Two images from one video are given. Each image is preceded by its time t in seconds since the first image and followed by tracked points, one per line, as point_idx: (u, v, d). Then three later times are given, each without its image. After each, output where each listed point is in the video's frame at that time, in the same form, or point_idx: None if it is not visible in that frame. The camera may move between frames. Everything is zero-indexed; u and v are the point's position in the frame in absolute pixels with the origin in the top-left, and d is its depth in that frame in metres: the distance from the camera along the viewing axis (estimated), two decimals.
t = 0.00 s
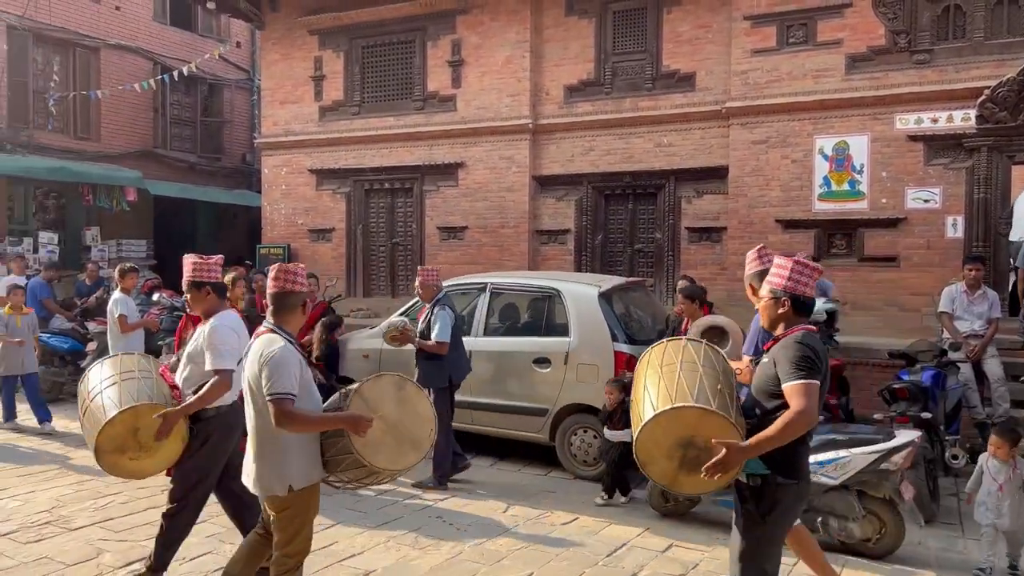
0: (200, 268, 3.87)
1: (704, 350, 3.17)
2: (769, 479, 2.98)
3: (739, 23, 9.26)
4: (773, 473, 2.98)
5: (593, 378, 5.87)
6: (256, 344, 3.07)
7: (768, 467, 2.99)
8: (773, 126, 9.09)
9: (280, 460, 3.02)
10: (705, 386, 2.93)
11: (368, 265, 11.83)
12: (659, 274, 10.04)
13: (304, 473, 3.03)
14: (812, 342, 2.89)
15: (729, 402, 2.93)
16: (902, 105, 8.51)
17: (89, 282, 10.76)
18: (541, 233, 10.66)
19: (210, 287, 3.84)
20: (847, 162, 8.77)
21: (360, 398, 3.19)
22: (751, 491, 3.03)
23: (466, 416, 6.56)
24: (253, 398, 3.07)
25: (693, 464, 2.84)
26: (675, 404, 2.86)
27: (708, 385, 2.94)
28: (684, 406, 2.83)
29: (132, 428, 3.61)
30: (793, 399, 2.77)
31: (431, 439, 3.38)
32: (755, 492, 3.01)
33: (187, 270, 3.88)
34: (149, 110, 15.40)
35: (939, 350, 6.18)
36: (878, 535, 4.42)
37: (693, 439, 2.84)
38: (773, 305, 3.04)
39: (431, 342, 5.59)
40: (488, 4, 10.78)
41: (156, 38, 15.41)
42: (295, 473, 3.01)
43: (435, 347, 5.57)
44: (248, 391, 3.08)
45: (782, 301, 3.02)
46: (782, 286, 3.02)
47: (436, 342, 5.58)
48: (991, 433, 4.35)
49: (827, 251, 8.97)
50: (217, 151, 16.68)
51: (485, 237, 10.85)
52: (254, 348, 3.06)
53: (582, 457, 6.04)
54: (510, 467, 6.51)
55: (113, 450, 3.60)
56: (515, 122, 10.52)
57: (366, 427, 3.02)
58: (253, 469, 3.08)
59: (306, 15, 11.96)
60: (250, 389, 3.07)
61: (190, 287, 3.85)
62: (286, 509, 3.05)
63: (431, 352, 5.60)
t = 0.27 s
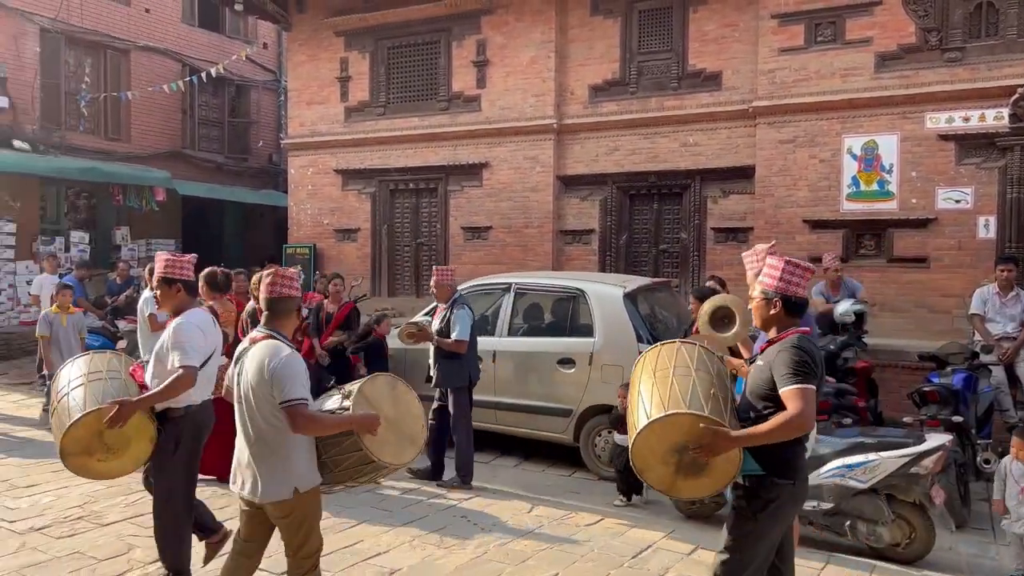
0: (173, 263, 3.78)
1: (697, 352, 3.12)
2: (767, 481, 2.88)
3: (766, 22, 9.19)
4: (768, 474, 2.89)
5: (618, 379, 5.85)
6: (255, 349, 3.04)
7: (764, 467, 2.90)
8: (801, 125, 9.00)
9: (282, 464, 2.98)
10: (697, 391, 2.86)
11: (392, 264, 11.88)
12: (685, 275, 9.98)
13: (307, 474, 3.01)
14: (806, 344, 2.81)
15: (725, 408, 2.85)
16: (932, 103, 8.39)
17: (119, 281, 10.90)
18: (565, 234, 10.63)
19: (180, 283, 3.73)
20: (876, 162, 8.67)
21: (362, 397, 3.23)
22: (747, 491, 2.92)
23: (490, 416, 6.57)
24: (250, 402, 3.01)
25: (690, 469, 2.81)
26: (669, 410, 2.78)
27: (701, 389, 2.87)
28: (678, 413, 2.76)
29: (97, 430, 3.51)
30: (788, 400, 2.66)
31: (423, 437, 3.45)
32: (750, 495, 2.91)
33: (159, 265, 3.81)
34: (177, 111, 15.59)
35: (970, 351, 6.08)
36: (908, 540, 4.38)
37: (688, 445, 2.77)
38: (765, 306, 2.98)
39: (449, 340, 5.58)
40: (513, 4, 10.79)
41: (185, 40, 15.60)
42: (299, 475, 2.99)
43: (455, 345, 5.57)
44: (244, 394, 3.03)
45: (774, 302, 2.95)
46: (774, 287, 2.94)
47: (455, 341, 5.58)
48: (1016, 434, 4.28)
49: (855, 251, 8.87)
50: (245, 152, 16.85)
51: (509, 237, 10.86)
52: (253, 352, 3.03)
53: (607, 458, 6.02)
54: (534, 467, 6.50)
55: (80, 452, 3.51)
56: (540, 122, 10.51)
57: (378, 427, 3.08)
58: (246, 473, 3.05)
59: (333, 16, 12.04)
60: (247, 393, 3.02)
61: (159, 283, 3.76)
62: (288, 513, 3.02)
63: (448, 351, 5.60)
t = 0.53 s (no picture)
0: (170, 269, 3.80)
1: (701, 352, 3.10)
2: (761, 489, 2.84)
3: (820, 16, 9.01)
4: (761, 482, 2.85)
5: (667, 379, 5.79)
6: (289, 348, 3.02)
7: (760, 476, 2.86)
8: (856, 121, 8.81)
9: (320, 460, 2.99)
10: (697, 400, 2.81)
11: (441, 264, 11.96)
12: (735, 274, 9.84)
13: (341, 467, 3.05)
14: (813, 356, 2.76)
15: (725, 418, 2.80)
16: (995, 97, 8.13)
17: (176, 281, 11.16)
18: (613, 232, 10.57)
19: (172, 286, 3.74)
20: (934, 158, 8.44)
21: (371, 395, 3.40)
22: (743, 500, 2.90)
23: (537, 416, 6.55)
24: (287, 400, 2.97)
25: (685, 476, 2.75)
26: (664, 421, 2.75)
27: (701, 398, 2.81)
28: (673, 424, 2.71)
29: (88, 434, 3.65)
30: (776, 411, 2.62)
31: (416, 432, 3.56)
32: (746, 503, 2.88)
33: (156, 269, 3.82)
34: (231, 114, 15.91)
35: None
36: (970, 547, 4.24)
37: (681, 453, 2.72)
38: (776, 312, 2.91)
39: (489, 335, 5.62)
40: (561, 3, 10.76)
41: (238, 44, 15.90)
42: (335, 468, 3.03)
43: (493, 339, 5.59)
44: (282, 394, 2.98)
45: (784, 308, 2.89)
46: (786, 292, 2.89)
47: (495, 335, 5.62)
48: None
49: (912, 250, 8.65)
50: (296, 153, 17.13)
51: (556, 236, 10.84)
52: (291, 351, 3.00)
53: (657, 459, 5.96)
54: (582, 467, 6.47)
55: (74, 456, 3.66)
56: (588, 121, 10.47)
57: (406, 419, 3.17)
58: (263, 473, 3.01)
59: (382, 18, 12.16)
60: (286, 392, 2.97)
61: (157, 287, 3.77)
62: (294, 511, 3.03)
63: (488, 345, 5.62)
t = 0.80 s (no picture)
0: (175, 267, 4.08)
1: (727, 347, 3.05)
2: (779, 488, 2.79)
3: (884, 7, 8.77)
4: (780, 481, 2.79)
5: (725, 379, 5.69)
6: (359, 346, 3.08)
7: (777, 475, 2.79)
8: (922, 115, 8.55)
9: (383, 455, 3.10)
10: (715, 394, 2.78)
11: (495, 264, 11.98)
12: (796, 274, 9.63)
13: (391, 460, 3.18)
14: (832, 351, 2.66)
15: (744, 413, 2.76)
16: None
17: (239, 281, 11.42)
18: (669, 231, 10.45)
19: (179, 284, 4.00)
20: (1006, 152, 8.13)
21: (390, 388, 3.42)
22: (765, 500, 2.85)
23: (592, 416, 6.50)
24: (362, 399, 3.03)
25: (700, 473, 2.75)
26: (678, 413, 2.75)
27: (719, 393, 2.78)
28: (688, 415, 2.71)
29: (102, 421, 3.79)
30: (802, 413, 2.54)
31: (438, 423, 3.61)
32: (768, 501, 2.84)
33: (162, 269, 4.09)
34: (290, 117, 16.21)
35: None
36: None
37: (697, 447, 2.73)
38: (796, 308, 2.82)
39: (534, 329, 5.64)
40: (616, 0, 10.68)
41: (296, 48, 16.19)
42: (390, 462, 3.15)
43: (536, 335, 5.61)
44: (359, 394, 3.03)
45: (804, 304, 2.80)
46: (804, 288, 2.79)
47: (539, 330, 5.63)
48: None
49: (983, 248, 8.36)
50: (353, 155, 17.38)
51: (611, 235, 10.76)
52: (364, 349, 3.07)
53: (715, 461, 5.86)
54: (638, 467, 6.41)
55: (88, 443, 3.80)
56: (644, 119, 10.37)
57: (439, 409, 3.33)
58: (323, 471, 3.03)
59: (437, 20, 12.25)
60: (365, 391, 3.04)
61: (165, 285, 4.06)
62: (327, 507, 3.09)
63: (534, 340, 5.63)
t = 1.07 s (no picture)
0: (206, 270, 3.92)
1: (759, 354, 3.01)
2: (827, 498, 2.57)
3: None
4: (827, 490, 2.58)
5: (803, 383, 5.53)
6: (443, 345, 3.14)
7: (822, 482, 2.58)
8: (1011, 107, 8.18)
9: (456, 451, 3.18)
10: (745, 403, 2.78)
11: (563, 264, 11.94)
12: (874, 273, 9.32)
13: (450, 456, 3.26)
14: (868, 348, 2.53)
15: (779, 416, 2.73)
16: None
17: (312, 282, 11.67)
18: (741, 230, 10.25)
19: (209, 289, 3.88)
20: None
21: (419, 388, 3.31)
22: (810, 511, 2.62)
23: (663, 419, 6.39)
24: (450, 397, 3.12)
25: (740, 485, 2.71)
26: (710, 422, 2.76)
27: (750, 401, 2.77)
28: (719, 425, 2.73)
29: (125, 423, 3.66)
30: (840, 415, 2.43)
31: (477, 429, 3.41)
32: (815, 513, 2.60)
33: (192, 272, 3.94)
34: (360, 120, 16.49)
35: None
36: None
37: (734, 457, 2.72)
38: (829, 309, 2.70)
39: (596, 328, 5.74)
40: None
41: (366, 52, 16.46)
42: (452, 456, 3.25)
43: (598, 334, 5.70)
44: (447, 391, 3.11)
45: (836, 304, 2.68)
46: (837, 289, 2.67)
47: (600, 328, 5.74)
48: None
49: None
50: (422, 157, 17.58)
51: (681, 234, 10.61)
52: (449, 346, 3.16)
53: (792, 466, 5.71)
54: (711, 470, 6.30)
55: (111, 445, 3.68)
56: (714, 116, 10.20)
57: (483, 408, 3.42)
58: (414, 471, 3.02)
59: (505, 21, 12.29)
60: (452, 388, 3.13)
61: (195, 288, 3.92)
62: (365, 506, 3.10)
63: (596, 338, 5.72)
